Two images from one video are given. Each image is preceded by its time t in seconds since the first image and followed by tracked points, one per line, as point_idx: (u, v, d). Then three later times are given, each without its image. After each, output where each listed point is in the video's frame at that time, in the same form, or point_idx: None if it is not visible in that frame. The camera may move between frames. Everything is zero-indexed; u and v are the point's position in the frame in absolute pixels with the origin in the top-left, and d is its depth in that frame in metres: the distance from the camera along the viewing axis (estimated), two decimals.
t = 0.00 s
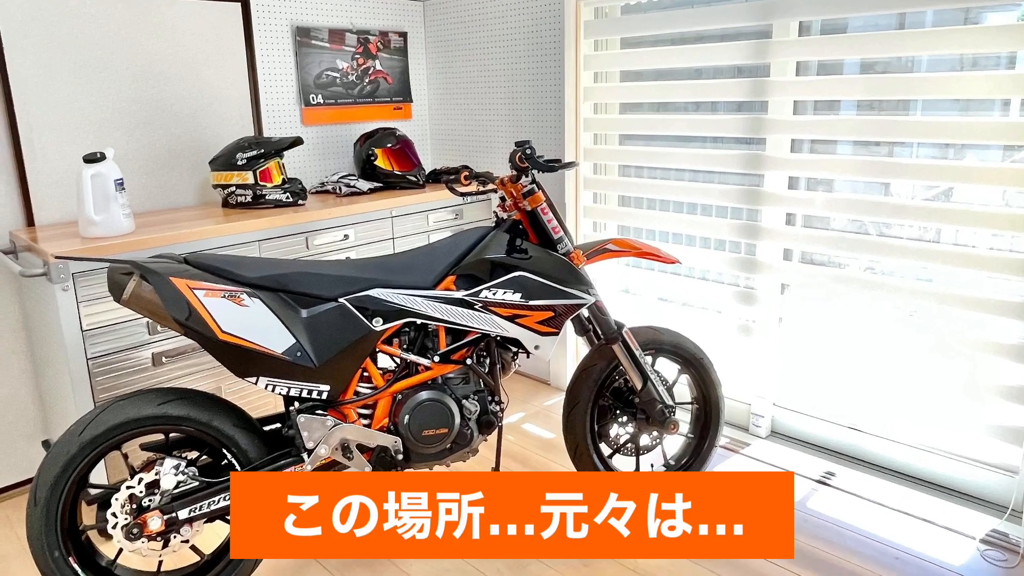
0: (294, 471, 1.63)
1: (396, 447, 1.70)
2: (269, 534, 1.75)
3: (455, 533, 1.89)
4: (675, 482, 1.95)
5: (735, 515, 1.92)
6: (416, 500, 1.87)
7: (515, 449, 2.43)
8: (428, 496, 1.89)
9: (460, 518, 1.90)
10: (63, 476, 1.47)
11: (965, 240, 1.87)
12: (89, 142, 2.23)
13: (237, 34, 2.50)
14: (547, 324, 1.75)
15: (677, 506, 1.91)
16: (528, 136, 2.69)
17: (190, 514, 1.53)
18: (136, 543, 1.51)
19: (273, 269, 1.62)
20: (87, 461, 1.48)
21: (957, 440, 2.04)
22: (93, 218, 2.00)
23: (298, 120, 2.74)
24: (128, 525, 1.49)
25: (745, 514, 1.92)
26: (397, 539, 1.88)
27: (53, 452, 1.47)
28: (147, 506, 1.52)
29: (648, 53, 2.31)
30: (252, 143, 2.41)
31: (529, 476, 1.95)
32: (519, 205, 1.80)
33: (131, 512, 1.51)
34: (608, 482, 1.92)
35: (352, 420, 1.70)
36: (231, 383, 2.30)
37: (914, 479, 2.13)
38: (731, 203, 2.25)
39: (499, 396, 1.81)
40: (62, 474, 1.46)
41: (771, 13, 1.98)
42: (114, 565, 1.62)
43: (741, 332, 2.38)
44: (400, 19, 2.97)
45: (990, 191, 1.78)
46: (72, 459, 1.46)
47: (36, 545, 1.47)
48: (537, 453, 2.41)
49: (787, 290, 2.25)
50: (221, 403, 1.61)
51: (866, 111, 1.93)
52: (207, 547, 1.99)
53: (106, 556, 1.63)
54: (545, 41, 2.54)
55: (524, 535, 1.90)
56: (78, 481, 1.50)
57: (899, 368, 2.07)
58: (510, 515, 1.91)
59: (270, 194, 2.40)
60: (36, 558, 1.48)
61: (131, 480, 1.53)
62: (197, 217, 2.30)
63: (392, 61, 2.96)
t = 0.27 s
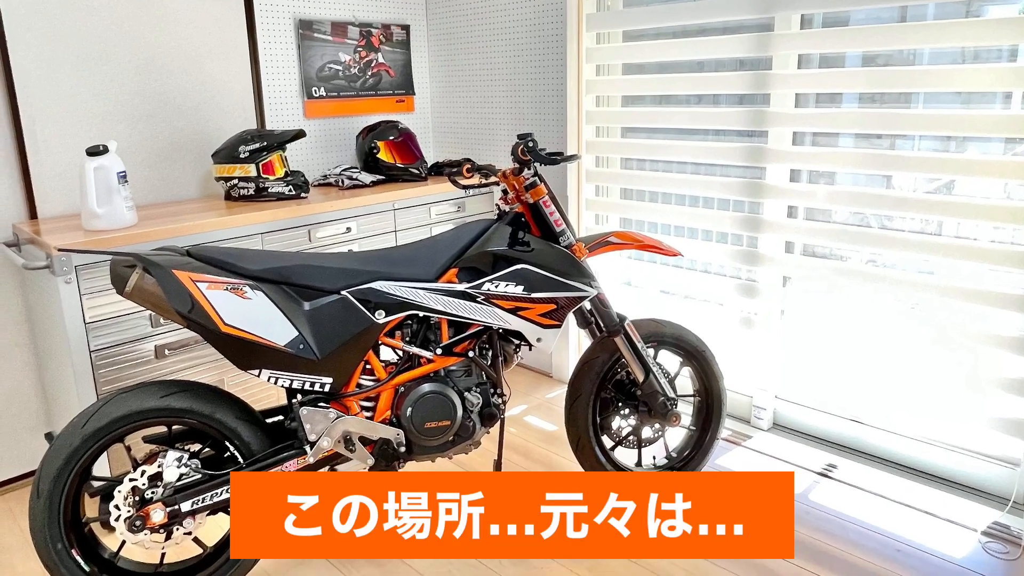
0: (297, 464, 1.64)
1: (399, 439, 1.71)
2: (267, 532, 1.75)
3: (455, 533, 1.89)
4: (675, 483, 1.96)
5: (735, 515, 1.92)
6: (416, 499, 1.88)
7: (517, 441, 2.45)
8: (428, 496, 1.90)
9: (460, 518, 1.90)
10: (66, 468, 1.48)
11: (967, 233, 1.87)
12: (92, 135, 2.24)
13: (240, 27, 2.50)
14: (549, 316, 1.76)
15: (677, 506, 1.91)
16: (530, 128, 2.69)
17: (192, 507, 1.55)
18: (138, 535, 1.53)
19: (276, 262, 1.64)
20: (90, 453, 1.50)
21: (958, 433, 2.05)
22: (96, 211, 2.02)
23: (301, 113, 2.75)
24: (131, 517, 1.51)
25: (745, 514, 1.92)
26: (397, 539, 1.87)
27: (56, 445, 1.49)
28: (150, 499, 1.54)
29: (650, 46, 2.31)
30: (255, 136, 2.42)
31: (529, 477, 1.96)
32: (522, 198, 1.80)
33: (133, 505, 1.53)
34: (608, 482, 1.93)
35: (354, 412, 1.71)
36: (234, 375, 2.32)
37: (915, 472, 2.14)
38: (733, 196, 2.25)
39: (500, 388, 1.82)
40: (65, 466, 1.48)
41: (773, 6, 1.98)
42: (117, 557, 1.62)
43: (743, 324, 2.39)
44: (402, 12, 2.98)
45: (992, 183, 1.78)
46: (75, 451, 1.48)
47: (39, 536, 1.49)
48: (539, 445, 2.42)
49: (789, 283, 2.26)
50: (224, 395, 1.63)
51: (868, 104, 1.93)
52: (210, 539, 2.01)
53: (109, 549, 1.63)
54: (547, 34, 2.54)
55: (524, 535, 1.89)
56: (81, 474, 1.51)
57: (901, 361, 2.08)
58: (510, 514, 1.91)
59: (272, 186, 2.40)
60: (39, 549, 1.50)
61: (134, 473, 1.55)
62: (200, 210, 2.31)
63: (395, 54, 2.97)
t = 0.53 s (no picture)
0: (299, 456, 1.66)
1: (400, 431, 1.73)
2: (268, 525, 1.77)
3: (455, 533, 1.88)
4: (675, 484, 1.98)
5: (735, 515, 1.91)
6: (416, 499, 1.90)
7: (520, 433, 2.46)
8: (428, 496, 1.92)
9: (460, 518, 1.90)
10: (69, 461, 1.50)
11: (969, 225, 1.87)
12: (94, 127, 2.25)
13: (242, 20, 2.50)
14: (551, 309, 1.77)
15: (677, 506, 1.91)
16: (533, 121, 2.69)
17: (195, 499, 1.57)
18: (141, 527, 1.55)
19: (278, 255, 1.65)
20: (93, 446, 1.51)
21: (960, 425, 2.06)
22: (98, 203, 2.03)
23: (303, 106, 2.75)
24: (133, 510, 1.53)
25: (746, 515, 1.91)
26: (396, 540, 1.87)
27: (59, 437, 1.50)
28: (153, 492, 1.55)
29: (652, 39, 2.31)
30: (258, 129, 2.43)
31: (527, 478, 2.01)
32: (524, 190, 1.81)
33: (136, 497, 1.54)
34: (608, 483, 1.95)
35: (357, 405, 1.72)
36: (237, 367, 2.33)
37: (917, 464, 2.16)
38: (735, 189, 2.25)
39: (503, 380, 1.83)
40: (69, 459, 1.49)
41: None
42: (119, 549, 1.65)
43: (745, 317, 2.39)
44: (404, 4, 2.98)
45: (993, 176, 1.78)
46: (78, 443, 1.50)
47: (43, 528, 1.51)
48: (542, 437, 2.44)
49: (791, 275, 2.26)
50: (226, 387, 1.64)
51: (869, 97, 1.93)
52: (213, 531, 2.02)
53: (111, 542, 1.65)
54: (549, 27, 2.54)
55: (524, 535, 1.88)
56: (84, 466, 1.53)
57: (902, 353, 2.09)
58: (510, 514, 1.91)
59: (275, 179, 2.41)
60: (42, 542, 1.52)
61: (137, 465, 1.56)
62: (202, 202, 2.32)
63: (397, 47, 2.97)
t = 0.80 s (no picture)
0: (301, 450, 1.67)
1: (403, 423, 1.73)
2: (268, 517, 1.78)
3: (455, 533, 1.88)
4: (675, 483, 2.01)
5: (735, 515, 1.91)
6: (415, 499, 1.90)
7: (522, 426, 2.48)
8: (428, 496, 1.93)
9: (460, 518, 1.91)
10: (72, 453, 1.52)
11: (970, 218, 1.88)
12: (97, 120, 2.25)
13: (245, 13, 2.51)
14: (553, 302, 1.78)
15: (677, 506, 1.91)
16: (535, 114, 2.69)
17: (197, 491, 1.58)
18: (143, 520, 1.56)
19: (281, 247, 1.66)
20: (95, 438, 1.53)
21: (962, 417, 2.06)
22: (101, 196, 2.04)
23: (306, 99, 2.75)
24: (136, 502, 1.54)
25: (745, 514, 1.91)
26: (396, 540, 1.87)
27: (62, 429, 1.52)
28: (155, 484, 1.57)
29: (654, 31, 2.31)
30: (260, 122, 2.43)
31: (527, 479, 2.06)
32: (526, 183, 1.81)
33: (139, 489, 1.56)
34: (608, 483, 1.97)
35: (359, 397, 1.73)
36: (240, 360, 2.35)
37: (918, 456, 2.17)
38: (737, 181, 2.25)
39: (505, 372, 1.84)
40: (72, 451, 1.51)
41: None
42: (123, 541, 1.66)
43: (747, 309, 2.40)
44: None
45: (995, 169, 1.79)
46: (81, 435, 1.52)
47: (46, 520, 1.53)
48: (544, 430, 2.45)
49: (793, 268, 2.27)
50: (229, 380, 1.65)
51: (871, 90, 1.93)
52: (216, 523, 2.03)
53: (115, 534, 1.67)
54: (551, 19, 2.54)
55: (523, 535, 1.87)
56: (87, 458, 1.55)
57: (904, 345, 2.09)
58: (510, 515, 1.91)
59: (278, 172, 2.42)
60: (46, 533, 1.54)
61: (139, 458, 1.58)
62: (205, 195, 2.33)
63: (400, 40, 2.97)
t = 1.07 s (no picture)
0: (304, 442, 1.69)
1: (406, 416, 1.75)
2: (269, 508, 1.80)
3: (455, 533, 1.87)
4: (675, 484, 2.02)
5: (735, 515, 1.89)
6: (415, 499, 1.91)
7: (524, 418, 2.49)
8: (428, 496, 1.94)
9: (460, 518, 1.90)
10: (75, 445, 1.54)
11: (972, 211, 1.88)
12: (100, 113, 2.26)
13: (247, 6, 2.51)
14: (555, 294, 1.79)
15: (677, 506, 1.90)
16: (537, 107, 2.69)
17: (200, 484, 1.60)
18: (146, 512, 1.58)
19: (283, 240, 1.66)
20: (98, 430, 1.55)
21: (964, 410, 2.07)
22: (104, 189, 2.04)
23: (308, 92, 2.76)
24: (139, 494, 1.56)
25: (745, 515, 1.89)
26: (397, 540, 1.86)
27: (65, 421, 1.54)
28: (158, 476, 1.58)
29: (656, 24, 2.31)
30: (263, 115, 2.44)
31: (527, 479, 2.06)
32: (528, 175, 1.82)
33: (141, 482, 1.57)
34: (608, 485, 1.98)
35: (362, 389, 1.75)
36: (242, 352, 2.36)
37: (919, 448, 2.18)
38: (739, 174, 2.26)
39: (508, 365, 1.85)
40: (74, 443, 1.53)
41: None
42: (125, 533, 1.67)
43: (749, 302, 2.41)
44: None
45: (997, 162, 1.79)
46: (84, 428, 1.53)
47: (49, 512, 1.55)
48: (546, 422, 2.47)
49: (795, 260, 2.27)
50: (231, 372, 1.67)
51: (873, 83, 1.93)
52: (218, 515, 2.05)
53: (117, 526, 1.68)
54: (554, 12, 2.54)
55: (523, 535, 1.86)
56: (90, 450, 1.57)
57: (905, 337, 2.10)
58: (510, 515, 1.91)
59: (281, 165, 2.43)
60: (48, 526, 1.55)
61: (142, 450, 1.59)
62: (208, 188, 2.33)
63: (402, 32, 2.97)
